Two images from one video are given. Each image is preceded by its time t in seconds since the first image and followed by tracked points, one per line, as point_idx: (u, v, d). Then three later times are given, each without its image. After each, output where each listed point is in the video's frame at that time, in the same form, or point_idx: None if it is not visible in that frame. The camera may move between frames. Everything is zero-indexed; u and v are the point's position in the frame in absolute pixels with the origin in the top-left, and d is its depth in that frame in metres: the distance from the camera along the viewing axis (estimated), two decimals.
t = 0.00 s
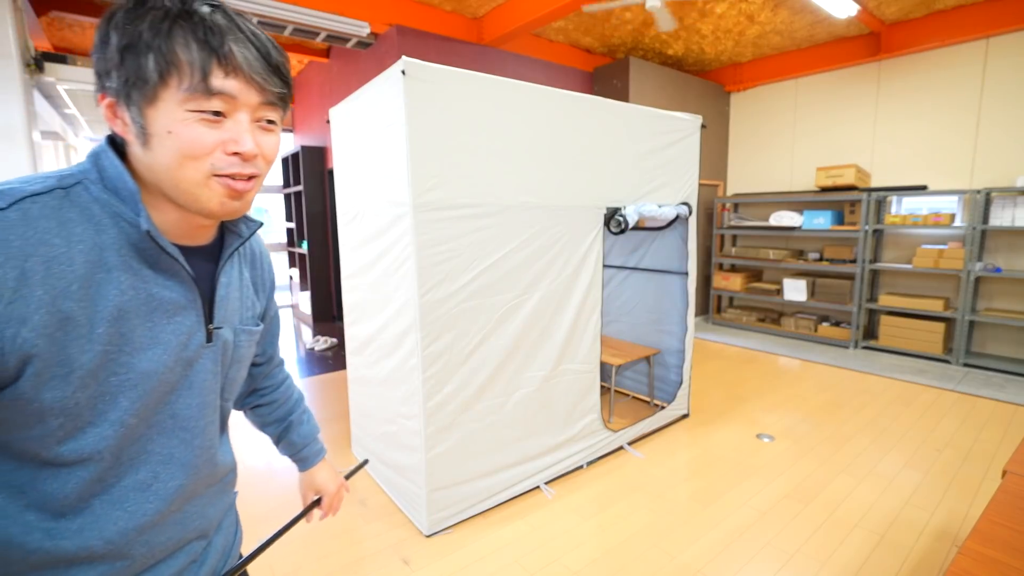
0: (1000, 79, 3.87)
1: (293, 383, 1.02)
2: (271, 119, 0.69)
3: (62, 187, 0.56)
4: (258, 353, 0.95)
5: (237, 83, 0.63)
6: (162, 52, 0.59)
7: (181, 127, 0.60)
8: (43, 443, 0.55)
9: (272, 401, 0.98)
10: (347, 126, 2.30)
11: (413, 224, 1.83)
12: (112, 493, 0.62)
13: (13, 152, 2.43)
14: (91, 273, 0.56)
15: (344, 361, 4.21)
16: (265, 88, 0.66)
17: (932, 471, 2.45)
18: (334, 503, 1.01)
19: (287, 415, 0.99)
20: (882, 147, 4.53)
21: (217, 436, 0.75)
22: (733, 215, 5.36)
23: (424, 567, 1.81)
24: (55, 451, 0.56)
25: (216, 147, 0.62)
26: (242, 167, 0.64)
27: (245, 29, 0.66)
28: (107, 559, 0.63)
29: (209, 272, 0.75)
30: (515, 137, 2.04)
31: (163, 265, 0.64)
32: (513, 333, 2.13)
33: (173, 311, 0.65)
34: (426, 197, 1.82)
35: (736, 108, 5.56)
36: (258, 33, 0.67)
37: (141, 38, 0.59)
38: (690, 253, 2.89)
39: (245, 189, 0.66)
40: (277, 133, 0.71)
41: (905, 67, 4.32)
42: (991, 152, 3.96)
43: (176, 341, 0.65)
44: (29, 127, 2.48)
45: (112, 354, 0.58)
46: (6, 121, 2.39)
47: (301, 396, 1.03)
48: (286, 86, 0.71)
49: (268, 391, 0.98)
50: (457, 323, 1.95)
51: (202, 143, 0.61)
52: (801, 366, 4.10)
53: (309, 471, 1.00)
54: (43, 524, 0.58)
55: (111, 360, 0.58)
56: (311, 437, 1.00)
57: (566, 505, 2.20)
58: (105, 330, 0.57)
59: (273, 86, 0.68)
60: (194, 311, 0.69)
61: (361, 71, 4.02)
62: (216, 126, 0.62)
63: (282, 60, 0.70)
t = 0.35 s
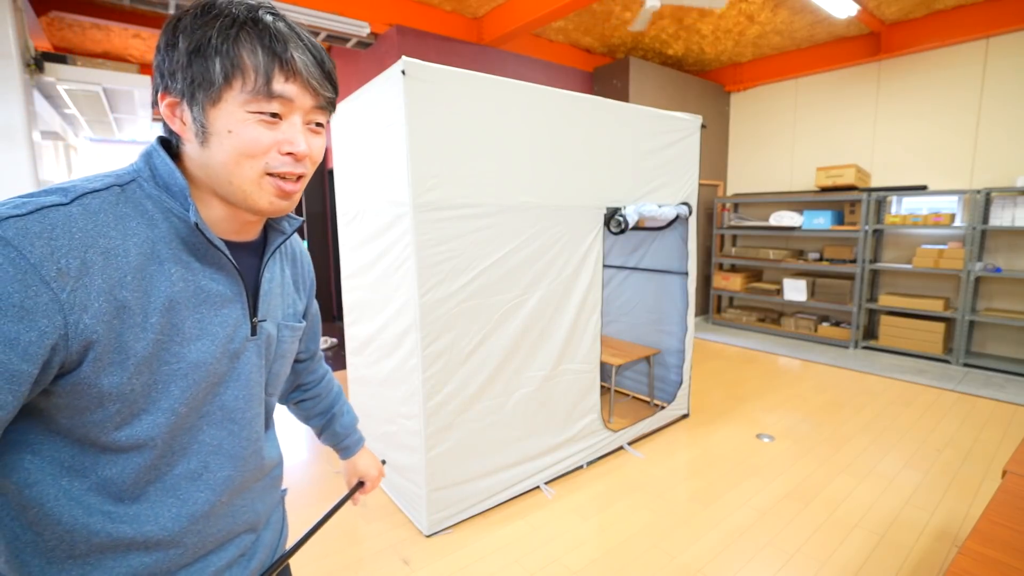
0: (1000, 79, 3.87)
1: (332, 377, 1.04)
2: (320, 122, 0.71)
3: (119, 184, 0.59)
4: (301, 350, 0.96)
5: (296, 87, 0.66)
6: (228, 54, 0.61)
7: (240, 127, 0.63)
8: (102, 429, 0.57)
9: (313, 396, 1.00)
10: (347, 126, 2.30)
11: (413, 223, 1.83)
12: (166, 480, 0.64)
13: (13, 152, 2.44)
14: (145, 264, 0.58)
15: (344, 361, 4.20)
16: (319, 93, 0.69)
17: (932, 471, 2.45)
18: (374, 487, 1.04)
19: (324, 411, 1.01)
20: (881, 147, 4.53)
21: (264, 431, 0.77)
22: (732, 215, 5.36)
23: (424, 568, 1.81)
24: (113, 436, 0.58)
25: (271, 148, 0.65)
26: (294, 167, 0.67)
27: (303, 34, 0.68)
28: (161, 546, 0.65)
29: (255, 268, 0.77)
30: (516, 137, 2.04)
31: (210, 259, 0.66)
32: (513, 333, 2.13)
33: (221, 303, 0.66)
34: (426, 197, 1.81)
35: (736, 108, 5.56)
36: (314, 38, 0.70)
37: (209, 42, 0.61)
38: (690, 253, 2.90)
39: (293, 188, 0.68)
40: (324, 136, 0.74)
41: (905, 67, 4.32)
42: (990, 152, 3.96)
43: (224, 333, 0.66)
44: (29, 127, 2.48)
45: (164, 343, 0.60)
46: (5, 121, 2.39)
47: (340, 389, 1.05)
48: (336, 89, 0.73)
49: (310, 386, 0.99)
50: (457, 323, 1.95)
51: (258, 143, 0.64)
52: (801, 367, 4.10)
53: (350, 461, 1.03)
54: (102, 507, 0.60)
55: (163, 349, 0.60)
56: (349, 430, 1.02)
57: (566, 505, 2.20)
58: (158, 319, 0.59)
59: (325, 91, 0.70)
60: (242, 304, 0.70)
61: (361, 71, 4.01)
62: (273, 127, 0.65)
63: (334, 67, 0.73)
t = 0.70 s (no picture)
0: (1000, 79, 3.88)
1: (363, 363, 1.04)
2: (325, 116, 0.71)
3: (116, 187, 0.59)
4: (327, 340, 0.96)
5: (303, 84, 0.66)
6: (232, 51, 0.61)
7: (249, 128, 0.63)
8: (117, 433, 0.58)
9: (344, 383, 1.01)
10: (347, 126, 2.30)
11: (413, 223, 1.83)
12: (185, 481, 0.65)
13: (13, 152, 2.44)
14: (146, 266, 0.58)
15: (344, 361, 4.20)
16: (325, 88, 0.69)
17: (932, 471, 2.45)
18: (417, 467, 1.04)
19: (359, 395, 1.02)
20: (881, 147, 4.53)
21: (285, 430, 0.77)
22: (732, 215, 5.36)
23: (424, 568, 1.81)
24: (128, 440, 0.59)
25: (280, 147, 0.65)
26: (304, 164, 0.68)
27: (305, 27, 0.68)
28: (186, 545, 0.66)
29: (262, 264, 0.76)
30: (516, 136, 2.05)
31: (214, 258, 0.66)
32: (513, 333, 2.13)
33: (230, 303, 0.66)
34: (427, 197, 1.81)
35: (736, 108, 5.56)
36: (317, 31, 0.69)
37: (212, 38, 0.60)
38: (690, 253, 2.90)
39: (303, 187, 0.69)
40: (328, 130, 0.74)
41: (905, 67, 4.32)
42: (990, 152, 3.96)
43: (233, 333, 0.66)
44: (29, 126, 2.48)
45: (173, 347, 0.60)
46: (5, 121, 2.40)
47: (372, 374, 1.06)
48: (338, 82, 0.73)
49: (340, 373, 1.00)
50: (457, 323, 1.95)
51: (268, 143, 0.64)
52: (801, 367, 4.10)
53: (391, 444, 1.03)
54: (126, 508, 0.61)
55: (172, 352, 0.60)
56: (385, 412, 1.02)
57: (566, 505, 2.20)
58: (165, 322, 0.59)
59: (331, 84, 0.70)
60: (252, 302, 0.70)
61: (361, 71, 4.01)
62: (281, 126, 0.65)
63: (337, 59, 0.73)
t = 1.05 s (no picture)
0: (1000, 79, 3.87)
1: (366, 349, 1.04)
2: (310, 101, 0.71)
3: (97, 188, 0.59)
4: (331, 333, 0.96)
5: (282, 66, 0.65)
6: (205, 35, 0.60)
7: (230, 118, 0.63)
8: (113, 446, 0.58)
9: (349, 371, 1.01)
10: (347, 126, 2.30)
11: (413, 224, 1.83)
12: (190, 491, 0.65)
13: (13, 153, 2.44)
14: (131, 272, 0.58)
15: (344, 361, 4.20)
16: (307, 70, 0.68)
17: (932, 471, 2.45)
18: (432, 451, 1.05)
19: (365, 384, 1.02)
20: (881, 147, 4.53)
21: (290, 434, 0.77)
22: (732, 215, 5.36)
23: (424, 567, 1.81)
24: (125, 453, 0.59)
25: (265, 136, 0.64)
26: (291, 154, 0.67)
27: (282, 6, 0.67)
28: (193, 557, 0.66)
29: (256, 261, 0.76)
30: (516, 136, 2.05)
31: (207, 259, 0.66)
32: (513, 333, 2.13)
33: (224, 306, 0.67)
34: (426, 197, 1.81)
35: (736, 108, 5.56)
36: (294, 9, 0.69)
37: (181, 22, 0.59)
38: (690, 253, 2.90)
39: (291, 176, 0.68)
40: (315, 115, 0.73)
41: (905, 67, 4.32)
42: (991, 152, 3.96)
43: (228, 337, 0.66)
44: (29, 127, 2.48)
45: (165, 355, 0.60)
46: (5, 121, 2.40)
47: (377, 361, 1.06)
48: (321, 64, 0.73)
49: (345, 362, 1.00)
50: (458, 323, 1.95)
51: (252, 133, 0.64)
52: (801, 367, 4.10)
53: (399, 429, 1.04)
54: (130, 522, 0.62)
55: (166, 361, 0.60)
56: (393, 401, 1.02)
57: (566, 505, 2.20)
58: (155, 330, 0.59)
59: (313, 65, 0.70)
60: (247, 305, 0.70)
61: (361, 71, 4.01)
62: (263, 113, 0.65)
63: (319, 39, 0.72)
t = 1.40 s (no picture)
0: (1000, 79, 3.88)
1: (353, 375, 1.04)
2: (300, 106, 0.69)
3: (103, 192, 0.59)
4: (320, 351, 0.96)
5: (256, 65, 0.64)
6: (181, 36, 0.62)
7: (200, 118, 0.63)
8: (98, 452, 0.58)
9: (329, 392, 1.00)
10: (346, 126, 2.30)
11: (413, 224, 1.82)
12: (174, 500, 0.65)
13: (13, 153, 2.44)
14: (128, 279, 0.58)
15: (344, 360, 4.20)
16: (289, 72, 0.66)
17: (932, 471, 2.45)
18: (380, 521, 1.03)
19: (341, 410, 1.02)
20: (881, 147, 4.53)
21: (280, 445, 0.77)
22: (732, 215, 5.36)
23: (424, 568, 1.81)
24: (111, 459, 0.59)
25: (237, 138, 0.64)
26: (264, 160, 0.65)
27: (271, 8, 0.66)
28: (175, 564, 0.66)
29: (257, 275, 0.76)
30: (515, 137, 2.04)
31: (205, 269, 0.66)
32: (513, 333, 2.13)
33: (219, 316, 0.66)
34: (427, 197, 1.81)
35: (736, 108, 5.56)
36: (287, 11, 0.68)
37: (160, 24, 0.62)
38: (690, 253, 2.90)
39: (268, 184, 0.66)
40: (310, 122, 0.71)
41: (905, 67, 4.32)
42: (990, 153, 3.96)
43: (222, 347, 0.66)
44: (29, 127, 2.48)
45: (157, 363, 0.60)
46: (5, 121, 2.40)
47: (360, 389, 1.05)
48: (317, 69, 0.71)
49: (327, 381, 1.00)
50: (458, 323, 1.95)
51: (222, 135, 0.63)
52: (801, 367, 4.09)
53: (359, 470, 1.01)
54: (113, 526, 0.62)
55: (156, 369, 0.60)
56: (364, 436, 1.01)
57: (566, 505, 2.20)
58: (147, 337, 0.59)
59: (298, 67, 0.68)
60: (243, 315, 0.70)
61: (361, 70, 4.01)
62: (238, 115, 0.64)
63: (313, 39, 0.70)
